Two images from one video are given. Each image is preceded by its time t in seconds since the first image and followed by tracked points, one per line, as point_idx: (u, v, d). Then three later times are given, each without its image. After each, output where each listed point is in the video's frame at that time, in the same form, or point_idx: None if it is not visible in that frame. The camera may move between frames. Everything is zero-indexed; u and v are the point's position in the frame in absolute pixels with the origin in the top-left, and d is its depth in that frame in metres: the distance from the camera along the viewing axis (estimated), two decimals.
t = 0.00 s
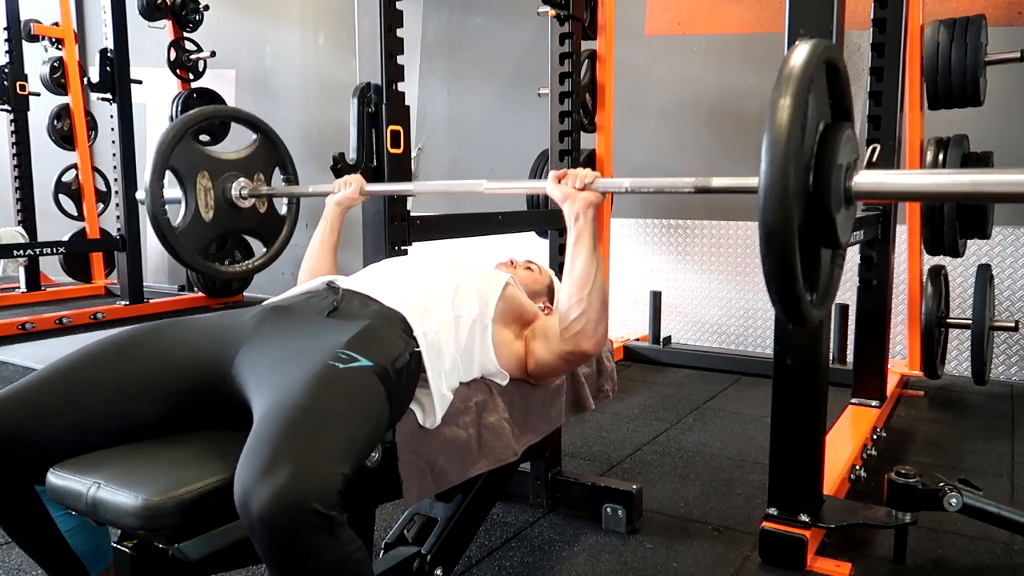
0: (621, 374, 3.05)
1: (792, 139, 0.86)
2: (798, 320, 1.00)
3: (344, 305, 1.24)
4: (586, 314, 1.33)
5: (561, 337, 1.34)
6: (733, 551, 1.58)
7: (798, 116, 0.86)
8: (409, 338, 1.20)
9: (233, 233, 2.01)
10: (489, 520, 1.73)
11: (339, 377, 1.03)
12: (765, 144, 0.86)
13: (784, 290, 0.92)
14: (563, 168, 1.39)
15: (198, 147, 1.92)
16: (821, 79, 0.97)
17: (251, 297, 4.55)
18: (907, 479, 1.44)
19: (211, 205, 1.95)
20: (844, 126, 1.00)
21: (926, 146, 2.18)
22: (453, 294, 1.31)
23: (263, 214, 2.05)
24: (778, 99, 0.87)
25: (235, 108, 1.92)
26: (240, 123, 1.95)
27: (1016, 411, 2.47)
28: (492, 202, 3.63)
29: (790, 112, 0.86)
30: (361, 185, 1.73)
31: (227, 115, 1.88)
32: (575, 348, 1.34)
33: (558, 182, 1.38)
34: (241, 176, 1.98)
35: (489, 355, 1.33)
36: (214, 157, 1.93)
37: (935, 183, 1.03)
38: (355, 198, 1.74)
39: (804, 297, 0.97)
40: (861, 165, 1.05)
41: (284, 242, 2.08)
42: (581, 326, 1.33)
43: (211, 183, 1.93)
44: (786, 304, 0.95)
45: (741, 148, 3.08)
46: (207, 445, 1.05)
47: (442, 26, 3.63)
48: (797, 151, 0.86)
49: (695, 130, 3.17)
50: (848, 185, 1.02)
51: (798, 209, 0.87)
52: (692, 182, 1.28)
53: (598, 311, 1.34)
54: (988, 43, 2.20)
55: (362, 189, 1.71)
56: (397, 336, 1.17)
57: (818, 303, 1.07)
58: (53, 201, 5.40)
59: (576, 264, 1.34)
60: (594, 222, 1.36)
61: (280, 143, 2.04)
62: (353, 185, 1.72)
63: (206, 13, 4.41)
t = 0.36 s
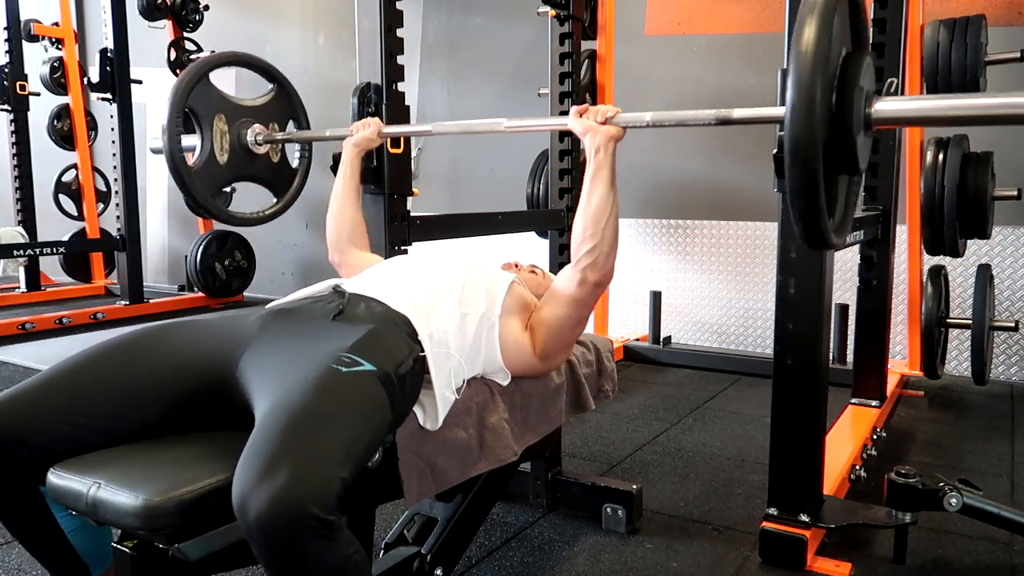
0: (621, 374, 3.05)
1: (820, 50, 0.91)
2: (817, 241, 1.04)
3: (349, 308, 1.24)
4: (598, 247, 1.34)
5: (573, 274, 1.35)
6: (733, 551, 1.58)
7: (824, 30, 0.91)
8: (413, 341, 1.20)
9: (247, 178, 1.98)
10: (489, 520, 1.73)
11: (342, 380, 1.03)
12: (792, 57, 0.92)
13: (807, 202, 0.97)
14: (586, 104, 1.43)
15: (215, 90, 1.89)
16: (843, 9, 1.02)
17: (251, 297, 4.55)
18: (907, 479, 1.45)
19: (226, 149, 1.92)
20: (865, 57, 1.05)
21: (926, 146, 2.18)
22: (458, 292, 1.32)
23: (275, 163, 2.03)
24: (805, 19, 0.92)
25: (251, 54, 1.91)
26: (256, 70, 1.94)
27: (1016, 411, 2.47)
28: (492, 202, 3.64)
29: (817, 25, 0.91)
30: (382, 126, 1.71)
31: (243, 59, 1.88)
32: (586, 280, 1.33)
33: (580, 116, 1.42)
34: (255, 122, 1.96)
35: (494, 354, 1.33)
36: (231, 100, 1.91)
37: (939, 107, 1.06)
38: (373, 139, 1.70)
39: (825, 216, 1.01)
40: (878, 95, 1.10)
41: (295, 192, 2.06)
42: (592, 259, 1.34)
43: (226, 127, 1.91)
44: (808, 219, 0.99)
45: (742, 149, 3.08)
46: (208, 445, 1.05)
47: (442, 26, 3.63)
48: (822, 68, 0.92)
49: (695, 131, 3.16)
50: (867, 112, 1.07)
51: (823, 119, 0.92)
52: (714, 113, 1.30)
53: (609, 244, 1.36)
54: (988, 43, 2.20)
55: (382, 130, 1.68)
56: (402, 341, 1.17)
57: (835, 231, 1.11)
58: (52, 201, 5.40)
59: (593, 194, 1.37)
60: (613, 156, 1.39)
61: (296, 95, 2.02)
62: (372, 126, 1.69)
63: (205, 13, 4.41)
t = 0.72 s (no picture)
0: (621, 374, 3.05)
1: (831, 17, 0.92)
2: (824, 213, 1.05)
3: (349, 307, 1.24)
4: (597, 227, 1.38)
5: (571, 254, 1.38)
6: (733, 551, 1.58)
7: None
8: (414, 340, 1.20)
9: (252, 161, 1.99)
10: (489, 520, 1.73)
11: (339, 378, 1.03)
12: (804, 25, 0.93)
13: (815, 169, 0.97)
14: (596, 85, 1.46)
15: (223, 72, 1.91)
16: None
17: (251, 297, 4.55)
18: (907, 480, 1.44)
19: (232, 131, 1.93)
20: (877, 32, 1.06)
21: (926, 146, 2.18)
22: (459, 291, 1.32)
23: (280, 149, 2.04)
24: None
25: (258, 38, 1.94)
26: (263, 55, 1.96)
27: (1016, 411, 2.47)
28: (491, 201, 3.63)
29: None
30: (389, 108, 1.71)
31: (251, 42, 1.90)
32: (585, 259, 1.37)
33: (589, 96, 1.44)
34: (261, 107, 1.97)
35: (496, 352, 1.33)
36: (239, 83, 1.92)
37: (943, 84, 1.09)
38: (379, 121, 1.70)
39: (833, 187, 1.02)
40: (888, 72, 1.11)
41: (300, 177, 2.06)
42: (590, 238, 1.37)
43: (233, 109, 1.92)
44: (816, 187, 1.00)
45: (742, 148, 3.08)
46: (208, 445, 1.05)
47: (442, 26, 3.63)
48: (835, 36, 0.93)
49: (695, 130, 3.16)
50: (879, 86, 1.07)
51: (833, 85, 0.94)
52: (721, 93, 1.33)
53: (609, 224, 1.39)
54: (988, 42, 2.20)
55: (390, 112, 1.68)
56: (402, 339, 1.17)
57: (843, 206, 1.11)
58: (52, 201, 5.41)
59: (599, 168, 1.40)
60: (620, 135, 1.41)
61: (302, 82, 2.04)
62: (379, 108, 1.69)
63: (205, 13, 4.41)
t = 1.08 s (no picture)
0: (621, 374, 3.05)
1: (822, 59, 0.91)
2: (814, 255, 1.03)
3: (347, 308, 1.24)
4: (597, 261, 1.33)
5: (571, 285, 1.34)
6: (733, 551, 1.58)
7: (826, 45, 0.91)
8: (412, 342, 1.20)
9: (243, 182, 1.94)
10: (489, 520, 1.73)
11: (339, 381, 1.03)
12: (794, 70, 0.91)
13: (805, 216, 0.96)
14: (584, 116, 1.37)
15: (213, 91, 1.86)
16: (846, 26, 1.01)
17: (251, 297, 4.55)
18: (907, 480, 1.44)
19: (222, 152, 1.88)
20: (866, 75, 1.05)
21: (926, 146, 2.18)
22: (458, 293, 1.32)
23: (271, 169, 1.99)
24: (806, 32, 0.92)
25: (250, 56, 1.90)
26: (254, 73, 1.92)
27: (1016, 411, 2.47)
28: (491, 201, 3.63)
29: (819, 41, 0.91)
30: (379, 132, 1.72)
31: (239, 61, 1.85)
32: (585, 295, 1.32)
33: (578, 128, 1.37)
34: (251, 127, 1.92)
35: (493, 355, 1.34)
36: (228, 102, 1.88)
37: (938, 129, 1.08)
38: (369, 147, 1.72)
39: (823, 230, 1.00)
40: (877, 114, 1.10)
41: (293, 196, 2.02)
42: (592, 273, 1.33)
43: (223, 130, 1.87)
44: (805, 233, 0.98)
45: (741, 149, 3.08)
46: (208, 446, 1.05)
47: (442, 26, 3.63)
48: (824, 80, 0.91)
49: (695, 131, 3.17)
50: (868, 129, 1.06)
51: (824, 129, 0.92)
52: (713, 129, 1.30)
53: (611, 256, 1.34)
54: (988, 42, 2.20)
55: (380, 138, 1.70)
56: (401, 341, 1.17)
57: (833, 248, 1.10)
58: (52, 201, 5.41)
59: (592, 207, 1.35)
60: (611, 169, 1.35)
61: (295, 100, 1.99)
62: (369, 134, 1.71)
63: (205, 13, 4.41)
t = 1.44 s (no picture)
0: (621, 374, 3.05)
1: (805, 139, 0.89)
2: (800, 336, 1.00)
3: (344, 308, 1.24)
4: (590, 326, 1.35)
5: (565, 345, 1.35)
6: (733, 550, 1.58)
7: (810, 123, 0.89)
8: (410, 342, 1.19)
9: (229, 231, 1.97)
10: (489, 520, 1.73)
11: (336, 382, 1.03)
12: (777, 149, 0.89)
13: (788, 300, 0.93)
14: (568, 179, 1.40)
15: (201, 142, 1.89)
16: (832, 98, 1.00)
17: (251, 296, 4.55)
18: (907, 480, 1.44)
19: (209, 202, 1.90)
20: (853, 147, 1.03)
21: (926, 146, 2.18)
22: (455, 294, 1.31)
23: (259, 216, 2.01)
24: (790, 109, 0.90)
25: (241, 106, 1.91)
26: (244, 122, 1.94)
27: (1016, 411, 2.47)
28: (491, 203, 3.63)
29: (803, 118, 0.89)
30: (365, 186, 1.75)
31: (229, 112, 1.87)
32: (581, 360, 1.36)
33: (562, 191, 1.39)
34: (239, 175, 1.94)
35: (490, 357, 1.34)
36: (216, 153, 1.90)
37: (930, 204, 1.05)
38: (355, 200, 1.75)
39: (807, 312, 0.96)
40: (867, 186, 1.08)
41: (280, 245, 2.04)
42: (585, 339, 1.35)
43: (210, 180, 1.90)
44: (789, 315, 0.95)
45: (741, 148, 3.08)
46: (208, 445, 1.05)
47: (442, 26, 3.63)
48: (807, 161, 0.89)
49: (695, 131, 3.17)
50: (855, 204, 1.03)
51: (807, 211, 0.89)
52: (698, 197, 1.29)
53: (603, 321, 1.36)
54: (988, 42, 2.20)
55: (365, 192, 1.72)
56: (398, 341, 1.17)
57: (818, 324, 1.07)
58: (52, 201, 5.41)
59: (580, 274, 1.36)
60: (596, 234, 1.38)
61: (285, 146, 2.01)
62: (355, 188, 1.73)
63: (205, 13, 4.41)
